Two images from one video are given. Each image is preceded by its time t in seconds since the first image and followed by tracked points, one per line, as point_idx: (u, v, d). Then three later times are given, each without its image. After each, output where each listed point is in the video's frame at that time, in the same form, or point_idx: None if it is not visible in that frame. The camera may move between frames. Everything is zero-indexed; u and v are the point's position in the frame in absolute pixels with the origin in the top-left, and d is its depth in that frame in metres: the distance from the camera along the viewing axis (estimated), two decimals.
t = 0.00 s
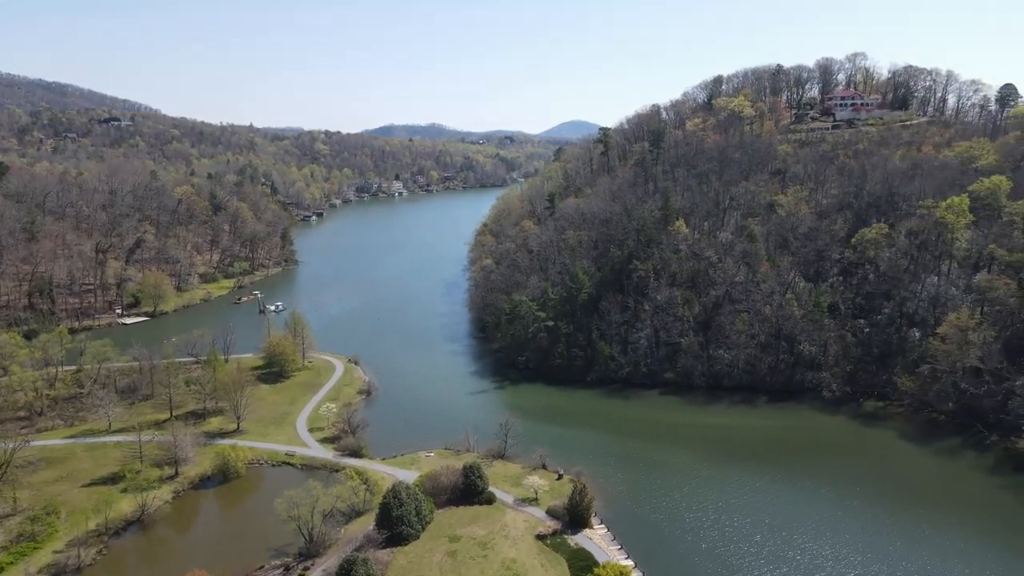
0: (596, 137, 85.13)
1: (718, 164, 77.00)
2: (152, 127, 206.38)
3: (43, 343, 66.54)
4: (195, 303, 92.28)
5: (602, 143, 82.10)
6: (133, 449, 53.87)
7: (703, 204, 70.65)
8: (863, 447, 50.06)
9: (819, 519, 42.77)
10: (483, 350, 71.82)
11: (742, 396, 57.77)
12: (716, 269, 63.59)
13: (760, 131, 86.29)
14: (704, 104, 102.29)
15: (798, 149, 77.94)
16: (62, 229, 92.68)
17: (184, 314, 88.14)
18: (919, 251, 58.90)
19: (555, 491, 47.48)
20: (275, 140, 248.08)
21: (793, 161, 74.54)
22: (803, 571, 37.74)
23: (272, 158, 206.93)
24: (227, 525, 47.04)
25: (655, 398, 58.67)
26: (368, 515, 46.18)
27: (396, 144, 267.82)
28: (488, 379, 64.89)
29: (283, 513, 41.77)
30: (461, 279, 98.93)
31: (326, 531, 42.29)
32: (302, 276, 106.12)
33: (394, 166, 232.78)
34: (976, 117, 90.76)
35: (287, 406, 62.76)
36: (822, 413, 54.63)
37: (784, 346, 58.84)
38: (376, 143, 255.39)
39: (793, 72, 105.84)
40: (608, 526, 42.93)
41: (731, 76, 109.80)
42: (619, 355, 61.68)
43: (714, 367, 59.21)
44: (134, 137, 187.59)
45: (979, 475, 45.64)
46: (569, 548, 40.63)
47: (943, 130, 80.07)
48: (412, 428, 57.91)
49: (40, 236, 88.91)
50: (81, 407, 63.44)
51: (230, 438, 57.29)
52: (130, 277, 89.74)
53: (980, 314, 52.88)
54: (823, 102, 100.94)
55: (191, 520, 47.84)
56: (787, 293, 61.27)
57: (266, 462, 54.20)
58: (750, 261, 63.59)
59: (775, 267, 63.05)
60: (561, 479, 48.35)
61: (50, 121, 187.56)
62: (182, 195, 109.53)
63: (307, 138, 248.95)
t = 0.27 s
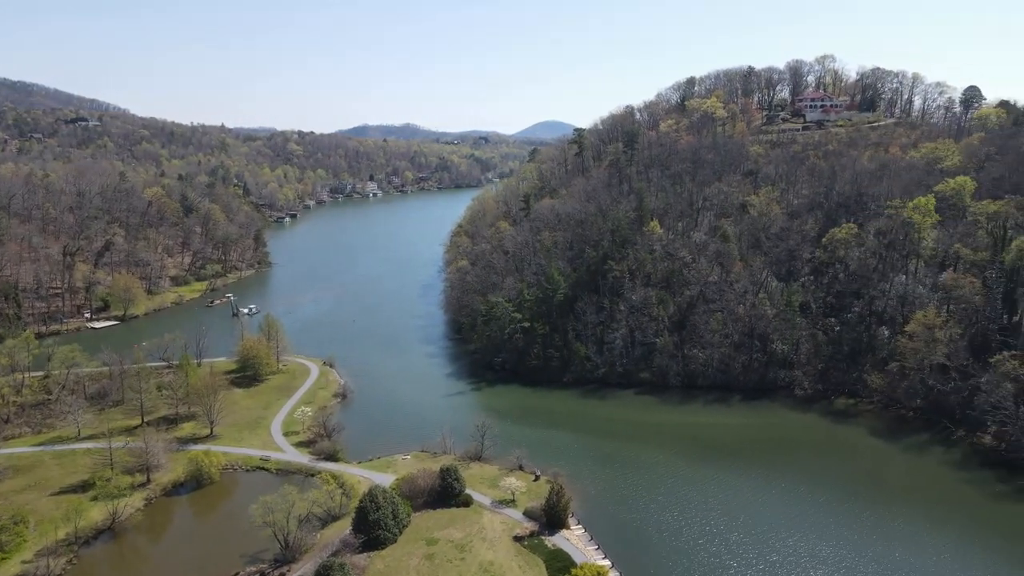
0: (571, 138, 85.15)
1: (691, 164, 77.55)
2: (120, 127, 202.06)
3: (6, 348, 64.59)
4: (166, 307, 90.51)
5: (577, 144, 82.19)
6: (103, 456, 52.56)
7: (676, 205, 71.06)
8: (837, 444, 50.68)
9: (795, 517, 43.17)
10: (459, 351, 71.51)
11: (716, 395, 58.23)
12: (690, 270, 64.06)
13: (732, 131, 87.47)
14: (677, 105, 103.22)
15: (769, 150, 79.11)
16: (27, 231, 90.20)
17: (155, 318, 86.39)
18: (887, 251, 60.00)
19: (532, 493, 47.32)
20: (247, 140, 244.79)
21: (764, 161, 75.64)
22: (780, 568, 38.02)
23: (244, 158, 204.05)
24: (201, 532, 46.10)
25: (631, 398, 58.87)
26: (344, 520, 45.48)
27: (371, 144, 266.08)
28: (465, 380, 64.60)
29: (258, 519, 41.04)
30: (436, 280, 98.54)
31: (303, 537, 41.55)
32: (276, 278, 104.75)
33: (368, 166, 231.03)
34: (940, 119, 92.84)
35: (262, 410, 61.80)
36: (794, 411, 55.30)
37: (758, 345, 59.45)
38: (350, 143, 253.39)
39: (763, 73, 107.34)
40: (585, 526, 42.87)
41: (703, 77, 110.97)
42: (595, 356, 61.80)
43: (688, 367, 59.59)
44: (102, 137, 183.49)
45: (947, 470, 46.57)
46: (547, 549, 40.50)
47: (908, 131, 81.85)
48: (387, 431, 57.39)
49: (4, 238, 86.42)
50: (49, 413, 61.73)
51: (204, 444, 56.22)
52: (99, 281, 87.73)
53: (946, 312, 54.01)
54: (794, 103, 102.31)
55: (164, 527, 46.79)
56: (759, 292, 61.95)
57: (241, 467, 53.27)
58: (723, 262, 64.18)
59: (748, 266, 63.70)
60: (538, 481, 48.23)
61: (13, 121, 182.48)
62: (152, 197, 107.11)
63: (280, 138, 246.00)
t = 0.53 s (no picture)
0: (539, 139, 85.09)
1: (659, 165, 78.03)
2: (79, 127, 196.40)
3: None
4: (129, 311, 88.26)
5: (546, 145, 82.16)
6: (64, 466, 50.93)
7: (644, 205, 71.42)
8: (803, 440, 51.46)
9: (763, 513, 43.65)
10: (430, 353, 71.01)
11: (685, 394, 58.72)
12: (658, 270, 64.53)
13: (699, 132, 88.61)
14: (644, 107, 104.10)
15: (735, 151, 80.26)
16: None
17: (118, 323, 84.16)
18: (849, 250, 61.13)
19: (504, 495, 47.11)
20: (212, 141, 240.25)
21: (730, 162, 76.71)
22: (749, 564, 38.37)
23: (209, 159, 200.05)
24: (167, 541, 44.89)
25: (601, 398, 59.05)
26: (315, 526, 44.50)
27: (341, 144, 263.32)
28: (435, 383, 64.15)
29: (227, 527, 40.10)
30: (406, 282, 97.80)
31: (272, 544, 40.54)
32: (242, 281, 102.86)
33: (336, 167, 228.52)
34: (899, 120, 95.15)
35: (229, 416, 60.56)
36: (761, 408, 56.05)
37: (725, 344, 60.12)
38: (317, 144, 250.46)
39: (728, 75, 108.93)
40: (557, 527, 42.76)
41: (670, 79, 112.14)
42: (565, 356, 61.84)
43: (658, 366, 59.96)
44: (60, 138, 178.16)
45: (909, 464, 47.64)
46: (519, 550, 40.33)
47: (868, 133, 83.72)
48: (357, 435, 56.69)
49: None
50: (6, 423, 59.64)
51: (169, 451, 54.86)
52: (59, 285, 85.17)
53: (906, 310, 55.26)
54: (758, 105, 103.81)
55: (129, 537, 45.49)
56: (726, 292, 62.69)
57: (208, 474, 52.07)
58: (691, 261, 64.78)
59: (715, 266, 64.40)
60: (510, 482, 48.06)
61: None
62: (113, 199, 103.36)
63: (247, 139, 241.95)
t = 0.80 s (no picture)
0: (512, 139, 84.81)
1: (631, 167, 78.13)
2: (40, 127, 191.04)
3: None
4: (96, 316, 86.23)
5: (518, 146, 82.00)
6: (29, 475, 49.45)
7: (617, 206, 71.60)
8: (775, 438, 52.08)
9: (737, 511, 44.05)
10: (404, 355, 70.54)
11: (659, 393, 59.10)
12: (631, 270, 64.85)
13: (670, 133, 89.28)
14: (616, 108, 104.60)
15: (705, 152, 81.04)
16: None
17: (84, 327, 82.16)
18: (818, 249, 62.04)
19: (480, 497, 46.89)
20: (180, 141, 235.76)
21: (701, 163, 77.38)
22: (723, 562, 38.70)
23: (176, 160, 196.20)
24: (137, 549, 43.82)
25: (575, 398, 59.21)
26: (290, 532, 43.63)
27: (314, 145, 260.48)
28: (410, 385, 63.73)
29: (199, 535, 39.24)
30: (379, 283, 97.06)
31: (246, 551, 39.62)
32: (212, 284, 101.10)
33: (307, 167, 226.02)
34: (864, 122, 97.11)
35: (200, 421, 59.42)
36: (733, 406, 56.68)
37: (698, 343, 60.62)
38: (287, 144, 247.34)
39: (698, 77, 109.98)
40: (534, 528, 42.67)
41: (641, 80, 112.77)
42: (540, 357, 61.80)
43: (631, 365, 60.23)
44: (20, 138, 173.09)
45: (877, 459, 48.54)
46: (495, 552, 40.15)
47: (834, 134, 85.25)
48: (331, 439, 56.03)
49: None
50: None
51: (139, 458, 53.62)
52: (22, 290, 82.83)
53: (873, 308, 56.29)
54: (727, 106, 104.99)
55: (97, 546, 44.32)
56: (698, 291, 63.24)
57: (179, 481, 51.00)
58: (663, 261, 65.17)
59: (686, 266, 64.91)
60: (485, 484, 47.87)
61: None
62: (78, 201, 101.15)
63: (216, 139, 238.00)
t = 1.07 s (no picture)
0: (480, 140, 84.34)
1: (599, 168, 77.85)
2: None
3: None
4: (55, 321, 83.77)
5: (486, 147, 81.64)
6: None
7: (585, 206, 71.68)
8: (744, 436, 52.72)
9: (706, 509, 44.46)
10: (373, 358, 69.86)
11: (629, 392, 59.48)
12: (600, 270, 65.04)
13: (637, 134, 89.84)
14: (583, 109, 104.92)
15: (672, 153, 81.76)
16: None
17: (43, 333, 79.80)
18: (782, 249, 62.93)
19: (452, 499, 46.58)
20: (140, 142, 230.26)
21: (667, 164, 78.01)
22: (691, 560, 39.04)
23: (137, 161, 191.54)
24: (102, 559, 42.54)
25: (546, 399, 59.31)
26: (260, 539, 42.83)
27: (282, 145, 256.68)
28: (380, 388, 63.14)
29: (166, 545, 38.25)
30: (347, 285, 96.08)
31: (215, 559, 38.78)
32: (175, 287, 98.94)
33: (273, 168, 222.76)
34: (825, 123, 99.11)
35: (165, 428, 58.04)
36: (701, 404, 57.32)
37: (666, 342, 61.09)
38: (253, 144, 243.32)
39: (664, 78, 110.90)
40: (507, 530, 42.53)
41: (608, 81, 113.24)
42: (510, 358, 61.72)
43: (601, 365, 60.52)
44: None
45: (841, 454, 49.49)
46: (469, 555, 39.86)
47: (796, 135, 86.83)
48: (300, 444, 55.22)
49: None
50: None
51: (103, 467, 52.12)
52: None
53: (836, 306, 57.33)
54: (692, 107, 106.15)
55: (59, 558, 42.90)
56: (667, 291, 63.74)
57: (145, 489, 49.71)
58: (632, 261, 65.46)
59: (655, 266, 65.35)
60: (457, 487, 47.57)
61: None
62: (34, 203, 97.61)
63: (180, 139, 232.98)
